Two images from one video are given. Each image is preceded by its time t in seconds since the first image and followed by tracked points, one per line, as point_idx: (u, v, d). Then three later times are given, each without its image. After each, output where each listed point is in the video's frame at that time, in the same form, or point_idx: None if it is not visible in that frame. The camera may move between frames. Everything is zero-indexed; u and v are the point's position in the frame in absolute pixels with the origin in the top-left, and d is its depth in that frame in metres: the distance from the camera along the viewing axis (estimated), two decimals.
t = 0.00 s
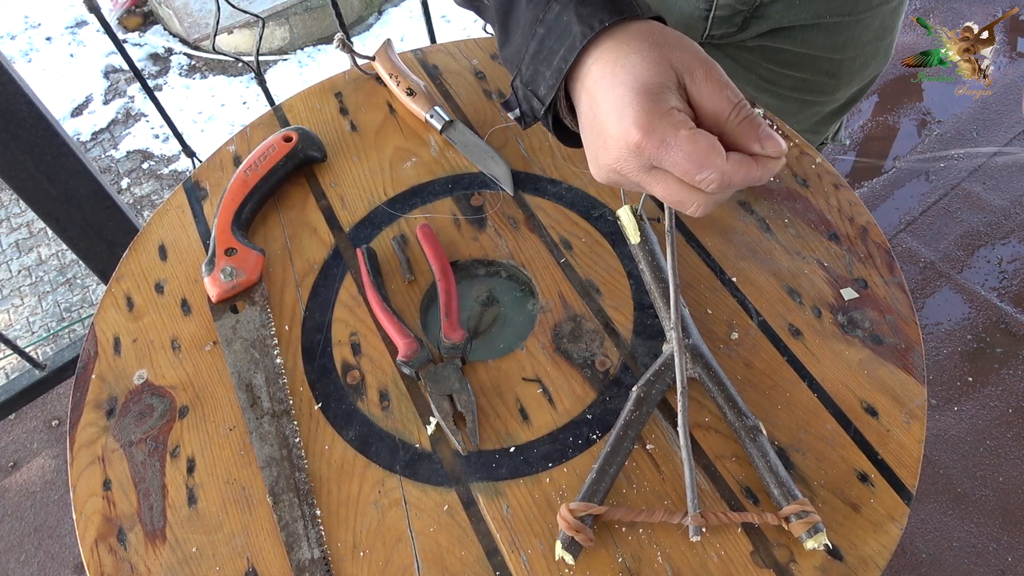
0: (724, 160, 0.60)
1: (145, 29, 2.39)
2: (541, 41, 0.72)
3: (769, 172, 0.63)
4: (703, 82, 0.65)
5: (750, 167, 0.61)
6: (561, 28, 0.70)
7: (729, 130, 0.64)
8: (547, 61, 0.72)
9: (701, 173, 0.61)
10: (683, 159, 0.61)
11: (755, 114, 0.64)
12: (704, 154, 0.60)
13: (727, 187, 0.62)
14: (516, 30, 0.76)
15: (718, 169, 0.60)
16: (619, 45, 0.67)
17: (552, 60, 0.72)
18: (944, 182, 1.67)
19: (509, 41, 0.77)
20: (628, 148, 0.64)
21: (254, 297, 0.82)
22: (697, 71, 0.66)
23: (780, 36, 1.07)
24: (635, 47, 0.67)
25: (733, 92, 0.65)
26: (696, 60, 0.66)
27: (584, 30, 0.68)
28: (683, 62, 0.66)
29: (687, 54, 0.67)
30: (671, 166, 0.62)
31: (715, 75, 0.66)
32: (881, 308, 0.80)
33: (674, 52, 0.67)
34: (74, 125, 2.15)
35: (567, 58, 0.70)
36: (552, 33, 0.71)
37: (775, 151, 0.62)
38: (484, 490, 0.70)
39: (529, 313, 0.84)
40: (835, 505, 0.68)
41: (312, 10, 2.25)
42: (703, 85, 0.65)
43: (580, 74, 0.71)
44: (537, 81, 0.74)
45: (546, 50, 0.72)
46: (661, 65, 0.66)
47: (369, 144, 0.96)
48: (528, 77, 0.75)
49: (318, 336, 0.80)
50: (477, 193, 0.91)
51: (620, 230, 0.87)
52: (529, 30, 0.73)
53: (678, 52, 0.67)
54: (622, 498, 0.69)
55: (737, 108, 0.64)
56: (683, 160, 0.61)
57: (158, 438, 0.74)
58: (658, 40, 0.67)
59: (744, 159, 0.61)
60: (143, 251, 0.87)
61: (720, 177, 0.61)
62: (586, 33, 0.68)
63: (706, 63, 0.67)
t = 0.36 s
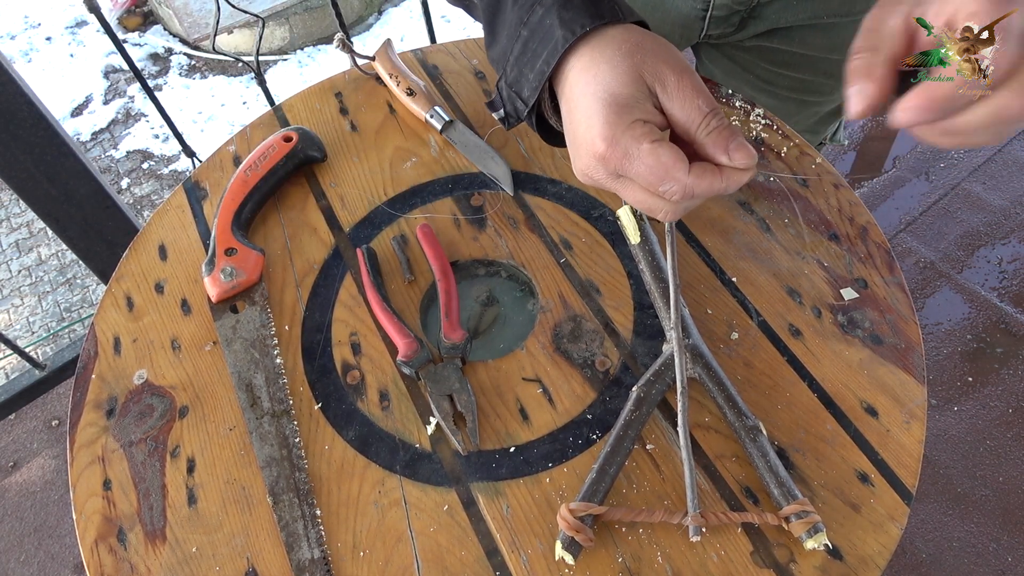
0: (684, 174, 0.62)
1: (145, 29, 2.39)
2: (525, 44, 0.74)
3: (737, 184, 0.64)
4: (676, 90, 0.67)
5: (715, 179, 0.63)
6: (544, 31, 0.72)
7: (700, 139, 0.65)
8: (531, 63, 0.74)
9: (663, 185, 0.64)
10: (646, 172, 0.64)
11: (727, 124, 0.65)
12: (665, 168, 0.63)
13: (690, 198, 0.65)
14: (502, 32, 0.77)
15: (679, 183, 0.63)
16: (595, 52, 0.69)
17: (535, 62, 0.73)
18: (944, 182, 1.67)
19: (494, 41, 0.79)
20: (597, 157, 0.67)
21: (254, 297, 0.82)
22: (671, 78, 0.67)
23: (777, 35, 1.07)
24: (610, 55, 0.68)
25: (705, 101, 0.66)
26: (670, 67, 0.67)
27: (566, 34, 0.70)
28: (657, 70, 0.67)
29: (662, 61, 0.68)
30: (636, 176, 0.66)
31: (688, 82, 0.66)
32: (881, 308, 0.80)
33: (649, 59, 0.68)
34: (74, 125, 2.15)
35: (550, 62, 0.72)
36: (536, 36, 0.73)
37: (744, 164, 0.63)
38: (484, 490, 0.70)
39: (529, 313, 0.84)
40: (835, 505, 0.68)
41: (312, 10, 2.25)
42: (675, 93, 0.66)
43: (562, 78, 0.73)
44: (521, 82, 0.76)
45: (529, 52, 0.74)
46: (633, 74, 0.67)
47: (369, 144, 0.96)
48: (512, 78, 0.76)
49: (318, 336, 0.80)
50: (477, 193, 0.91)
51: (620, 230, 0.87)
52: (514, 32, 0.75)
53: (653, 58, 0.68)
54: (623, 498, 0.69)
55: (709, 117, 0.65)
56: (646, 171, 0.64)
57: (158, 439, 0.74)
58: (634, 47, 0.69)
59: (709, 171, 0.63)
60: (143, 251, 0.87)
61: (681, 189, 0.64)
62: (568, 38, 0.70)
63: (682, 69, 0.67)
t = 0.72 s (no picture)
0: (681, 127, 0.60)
1: (145, 29, 2.39)
2: (544, 30, 0.74)
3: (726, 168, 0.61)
4: (686, 69, 0.68)
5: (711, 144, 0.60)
6: (563, 18, 0.71)
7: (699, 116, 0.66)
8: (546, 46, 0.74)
9: (659, 132, 0.60)
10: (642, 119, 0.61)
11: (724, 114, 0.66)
12: (661, 119, 0.60)
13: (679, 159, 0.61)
14: (520, 18, 0.78)
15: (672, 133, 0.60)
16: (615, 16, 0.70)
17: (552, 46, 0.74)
18: (944, 182, 1.67)
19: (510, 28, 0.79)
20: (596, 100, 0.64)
21: (254, 297, 0.82)
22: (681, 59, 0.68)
23: (776, 35, 1.09)
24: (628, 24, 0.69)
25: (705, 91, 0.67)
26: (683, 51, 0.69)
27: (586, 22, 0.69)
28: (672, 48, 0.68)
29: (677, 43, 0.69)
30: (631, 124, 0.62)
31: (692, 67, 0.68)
32: (881, 308, 0.80)
33: (666, 35, 0.69)
34: (74, 125, 2.15)
35: (570, 48, 0.71)
36: (555, 22, 0.73)
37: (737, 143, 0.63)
38: (484, 490, 0.70)
39: (529, 313, 0.84)
40: (835, 505, 0.68)
41: (312, 10, 2.25)
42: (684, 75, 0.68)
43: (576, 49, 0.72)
44: (540, 69, 0.76)
45: (548, 39, 0.73)
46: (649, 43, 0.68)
47: (369, 144, 0.96)
48: (530, 64, 0.77)
49: (318, 336, 0.80)
50: (477, 193, 0.91)
51: (620, 230, 0.87)
52: (533, 19, 0.75)
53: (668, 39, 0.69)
54: (622, 498, 0.69)
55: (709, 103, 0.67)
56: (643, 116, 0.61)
57: (158, 438, 0.74)
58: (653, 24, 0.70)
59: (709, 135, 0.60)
60: (143, 251, 0.87)
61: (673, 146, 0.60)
62: (586, 26, 0.69)
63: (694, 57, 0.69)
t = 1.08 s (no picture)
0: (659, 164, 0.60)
1: (145, 29, 2.39)
2: None
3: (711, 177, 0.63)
4: (650, 77, 0.63)
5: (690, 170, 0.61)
6: (516, 10, 0.68)
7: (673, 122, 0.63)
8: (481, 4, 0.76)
9: (636, 173, 0.62)
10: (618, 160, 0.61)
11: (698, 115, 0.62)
12: (638, 157, 0.60)
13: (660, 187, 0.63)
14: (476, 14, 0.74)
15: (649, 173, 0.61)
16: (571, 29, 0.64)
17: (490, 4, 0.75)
18: (944, 182, 1.67)
19: None
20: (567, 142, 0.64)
21: (254, 297, 0.82)
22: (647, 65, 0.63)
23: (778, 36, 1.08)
24: (579, 35, 0.64)
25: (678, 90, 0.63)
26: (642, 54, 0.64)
27: (538, 13, 0.65)
28: (632, 54, 0.64)
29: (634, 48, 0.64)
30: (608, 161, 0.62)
31: (660, 74, 0.63)
32: (881, 308, 0.80)
33: (622, 38, 0.65)
34: (74, 124, 2.15)
35: (521, 43, 0.67)
36: None
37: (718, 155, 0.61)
38: (484, 490, 0.70)
39: (529, 313, 0.84)
40: (835, 505, 0.68)
41: (312, 10, 2.25)
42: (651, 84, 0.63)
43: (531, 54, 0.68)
44: (493, 65, 0.72)
45: (502, 32, 0.70)
46: (606, 55, 0.63)
47: (369, 144, 0.96)
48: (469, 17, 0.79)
49: (318, 336, 0.80)
50: (477, 193, 0.91)
51: (620, 230, 0.87)
52: (488, 14, 0.71)
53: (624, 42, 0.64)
54: (623, 498, 0.69)
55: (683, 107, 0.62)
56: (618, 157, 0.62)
57: (158, 438, 0.74)
58: (609, 29, 0.64)
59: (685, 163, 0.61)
60: (143, 251, 0.87)
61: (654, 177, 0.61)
62: (540, 17, 0.65)
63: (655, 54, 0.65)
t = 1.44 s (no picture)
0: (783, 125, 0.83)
1: (144, 29, 2.39)
2: None
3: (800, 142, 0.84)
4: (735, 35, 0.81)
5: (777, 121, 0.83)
6: None
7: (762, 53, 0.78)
8: (631, 15, 0.89)
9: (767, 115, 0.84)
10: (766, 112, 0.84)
11: (812, 42, 0.76)
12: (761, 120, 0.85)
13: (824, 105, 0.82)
14: None
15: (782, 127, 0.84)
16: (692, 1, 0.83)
17: (635, 13, 0.88)
18: (944, 182, 1.67)
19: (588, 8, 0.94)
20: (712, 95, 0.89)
21: (254, 297, 0.82)
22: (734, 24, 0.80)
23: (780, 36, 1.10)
24: (688, 19, 0.84)
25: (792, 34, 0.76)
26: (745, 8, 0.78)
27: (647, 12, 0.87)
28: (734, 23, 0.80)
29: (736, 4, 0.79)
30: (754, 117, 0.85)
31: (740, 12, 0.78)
32: (881, 308, 0.80)
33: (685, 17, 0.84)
34: (74, 125, 2.15)
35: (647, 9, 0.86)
36: None
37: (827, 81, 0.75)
38: (484, 490, 0.70)
39: (529, 313, 0.84)
40: (835, 505, 0.68)
41: (312, 10, 2.25)
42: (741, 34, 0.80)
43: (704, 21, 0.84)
44: (624, 33, 0.91)
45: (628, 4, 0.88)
46: (706, 30, 0.83)
47: (369, 144, 0.96)
48: (616, 32, 0.91)
49: (318, 336, 0.80)
50: (477, 193, 0.91)
51: (620, 230, 0.87)
52: None
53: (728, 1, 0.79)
54: (623, 498, 0.69)
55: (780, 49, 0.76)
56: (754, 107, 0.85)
57: (158, 438, 0.74)
58: None
59: (801, 127, 0.82)
60: (143, 251, 0.87)
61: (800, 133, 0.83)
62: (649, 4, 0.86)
63: None
